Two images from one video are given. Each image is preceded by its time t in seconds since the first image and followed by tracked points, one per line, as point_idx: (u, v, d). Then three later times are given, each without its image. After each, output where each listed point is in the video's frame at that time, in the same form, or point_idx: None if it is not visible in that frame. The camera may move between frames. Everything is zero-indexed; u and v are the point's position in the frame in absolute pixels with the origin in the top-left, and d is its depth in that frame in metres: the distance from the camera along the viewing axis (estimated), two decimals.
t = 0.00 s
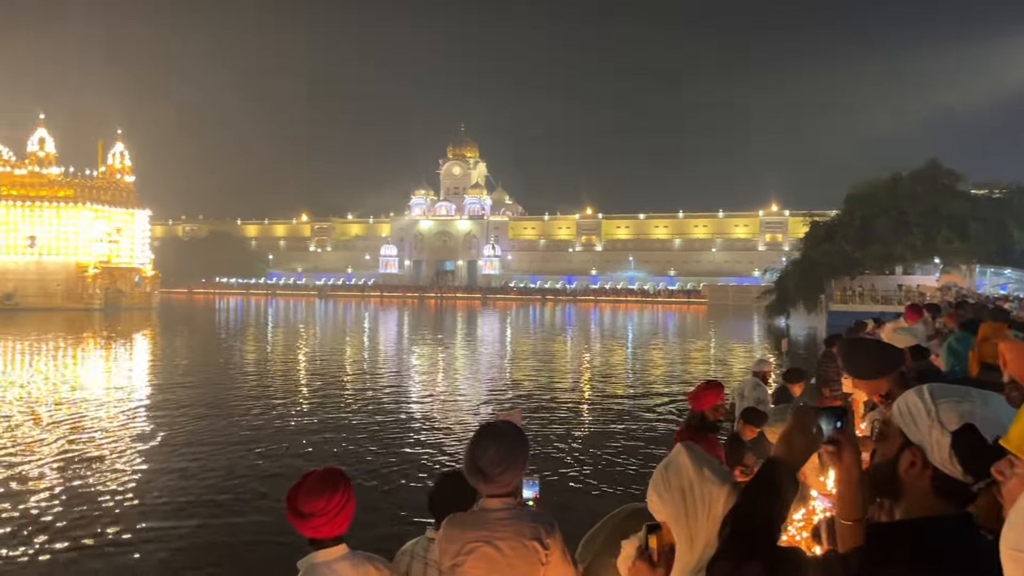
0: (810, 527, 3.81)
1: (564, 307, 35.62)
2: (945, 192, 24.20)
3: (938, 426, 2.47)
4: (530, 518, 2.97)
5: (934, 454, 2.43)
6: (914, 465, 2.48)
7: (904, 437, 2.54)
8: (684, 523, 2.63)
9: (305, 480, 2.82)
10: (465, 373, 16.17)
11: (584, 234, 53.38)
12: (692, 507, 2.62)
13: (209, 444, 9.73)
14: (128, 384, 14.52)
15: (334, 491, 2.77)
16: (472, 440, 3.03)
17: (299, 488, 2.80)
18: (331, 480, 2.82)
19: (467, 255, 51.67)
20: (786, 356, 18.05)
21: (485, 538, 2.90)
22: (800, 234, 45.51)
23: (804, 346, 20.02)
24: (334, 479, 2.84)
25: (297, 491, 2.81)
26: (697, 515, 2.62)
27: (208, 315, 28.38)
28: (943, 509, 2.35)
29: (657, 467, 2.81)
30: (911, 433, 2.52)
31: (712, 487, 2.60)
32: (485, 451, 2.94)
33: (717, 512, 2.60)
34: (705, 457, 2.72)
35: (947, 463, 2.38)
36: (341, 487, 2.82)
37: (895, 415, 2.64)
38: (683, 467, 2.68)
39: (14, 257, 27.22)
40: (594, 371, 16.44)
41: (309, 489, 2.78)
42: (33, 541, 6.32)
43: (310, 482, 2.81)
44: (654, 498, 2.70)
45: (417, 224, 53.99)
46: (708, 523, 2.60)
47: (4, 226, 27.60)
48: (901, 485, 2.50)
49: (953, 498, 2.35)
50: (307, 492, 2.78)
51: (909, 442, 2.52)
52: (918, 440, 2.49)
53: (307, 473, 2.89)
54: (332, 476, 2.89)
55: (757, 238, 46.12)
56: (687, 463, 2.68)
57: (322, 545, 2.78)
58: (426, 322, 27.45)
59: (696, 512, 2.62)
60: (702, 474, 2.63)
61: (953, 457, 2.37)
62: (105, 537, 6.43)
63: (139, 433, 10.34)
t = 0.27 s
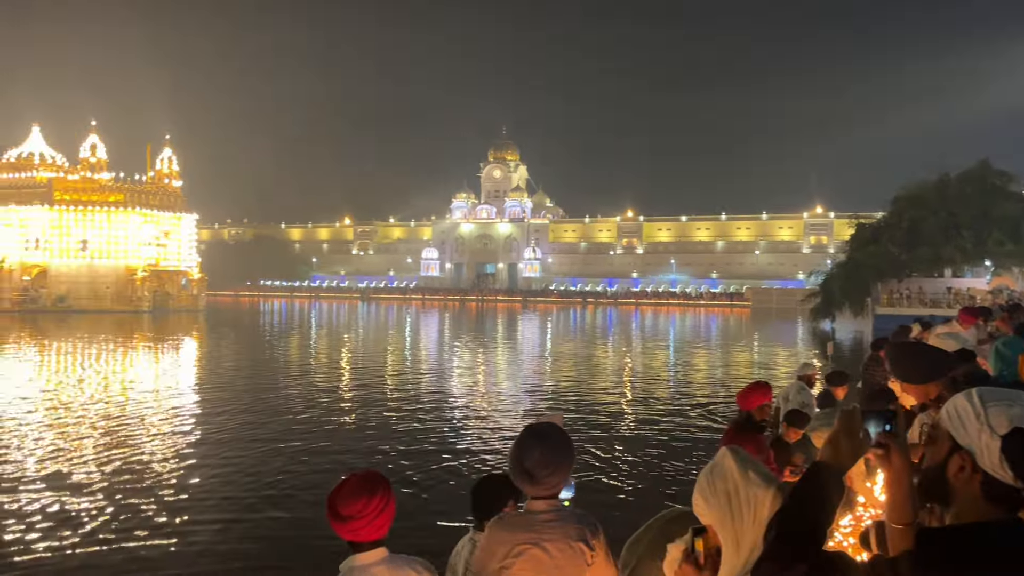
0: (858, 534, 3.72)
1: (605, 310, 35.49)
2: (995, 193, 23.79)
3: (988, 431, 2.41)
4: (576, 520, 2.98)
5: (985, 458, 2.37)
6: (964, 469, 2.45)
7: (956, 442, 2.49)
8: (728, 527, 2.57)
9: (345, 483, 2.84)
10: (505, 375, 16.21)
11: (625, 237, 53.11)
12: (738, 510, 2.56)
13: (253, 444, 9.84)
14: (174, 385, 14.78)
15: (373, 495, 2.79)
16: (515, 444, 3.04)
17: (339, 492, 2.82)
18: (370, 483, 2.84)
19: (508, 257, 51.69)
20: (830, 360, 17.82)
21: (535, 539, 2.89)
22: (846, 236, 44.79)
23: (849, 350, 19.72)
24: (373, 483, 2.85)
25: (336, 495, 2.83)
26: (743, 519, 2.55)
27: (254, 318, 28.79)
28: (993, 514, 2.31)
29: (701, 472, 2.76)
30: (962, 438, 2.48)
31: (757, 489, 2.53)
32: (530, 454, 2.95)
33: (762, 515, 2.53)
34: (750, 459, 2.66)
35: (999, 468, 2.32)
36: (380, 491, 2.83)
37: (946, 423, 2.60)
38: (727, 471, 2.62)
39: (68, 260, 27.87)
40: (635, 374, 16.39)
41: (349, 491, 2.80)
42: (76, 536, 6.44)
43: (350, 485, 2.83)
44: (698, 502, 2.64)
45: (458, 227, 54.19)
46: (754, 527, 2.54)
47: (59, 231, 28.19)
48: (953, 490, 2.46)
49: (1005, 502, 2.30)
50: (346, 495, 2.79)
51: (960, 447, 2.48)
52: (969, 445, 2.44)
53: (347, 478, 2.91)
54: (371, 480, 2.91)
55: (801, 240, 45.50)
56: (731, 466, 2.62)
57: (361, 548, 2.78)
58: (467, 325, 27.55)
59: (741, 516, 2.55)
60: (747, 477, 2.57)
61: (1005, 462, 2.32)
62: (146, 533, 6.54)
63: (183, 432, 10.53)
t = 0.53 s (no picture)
0: (908, 542, 3.63)
1: (648, 314, 35.24)
2: None
3: None
4: (623, 525, 2.97)
5: None
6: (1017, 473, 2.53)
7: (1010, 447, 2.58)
8: (778, 531, 2.67)
9: (396, 485, 2.86)
10: (548, 378, 16.23)
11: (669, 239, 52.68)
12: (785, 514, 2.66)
13: (298, 444, 9.98)
14: (222, 387, 15.04)
15: (424, 498, 2.80)
16: (560, 447, 3.03)
17: (390, 494, 2.83)
18: (422, 487, 2.86)
19: (549, 261, 51.56)
20: (878, 364, 17.53)
21: (582, 544, 2.87)
22: (894, 238, 43.93)
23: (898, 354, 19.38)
24: (423, 485, 2.87)
25: (387, 498, 2.85)
26: (793, 523, 2.64)
27: (297, 321, 29.06)
28: None
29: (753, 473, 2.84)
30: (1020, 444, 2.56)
31: (807, 494, 2.62)
32: (577, 457, 2.94)
33: (812, 519, 2.63)
34: (802, 463, 2.73)
35: None
36: (431, 493, 2.84)
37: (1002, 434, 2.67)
38: (778, 475, 2.71)
39: (118, 265, 28.41)
40: (679, 377, 16.29)
41: (400, 494, 2.82)
42: (128, 532, 6.59)
43: (401, 488, 2.85)
44: (748, 504, 2.74)
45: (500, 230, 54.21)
46: (804, 532, 2.63)
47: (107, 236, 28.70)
48: (1006, 496, 2.52)
49: None
50: (397, 497, 2.81)
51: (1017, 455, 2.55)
52: None
53: (398, 482, 2.93)
54: (422, 483, 2.92)
55: (848, 242, 44.75)
56: (782, 471, 2.70)
57: (411, 550, 2.78)
58: (509, 328, 27.57)
59: (791, 520, 2.64)
60: (797, 481, 2.66)
61: None
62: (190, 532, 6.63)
63: (231, 432, 10.75)
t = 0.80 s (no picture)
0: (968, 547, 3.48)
1: (686, 318, 34.97)
2: None
3: None
4: (664, 527, 2.96)
5: None
6: None
7: None
8: (829, 531, 2.83)
9: (445, 488, 2.87)
10: (586, 382, 16.23)
11: (707, 243, 52.26)
12: (839, 516, 2.81)
13: (338, 445, 10.11)
14: (264, 389, 15.27)
15: (476, 501, 2.81)
16: (601, 450, 3.01)
17: (441, 496, 2.85)
18: (473, 489, 2.86)
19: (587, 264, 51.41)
20: (921, 368, 17.27)
21: (626, 548, 2.87)
22: (940, 241, 43.14)
23: (943, 358, 19.06)
24: (474, 488, 2.87)
25: (438, 500, 2.86)
26: (846, 526, 2.80)
27: (337, 324, 29.36)
28: None
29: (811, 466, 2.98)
30: None
31: (863, 502, 2.76)
32: (619, 460, 2.93)
33: (865, 527, 2.77)
34: (860, 466, 2.86)
35: None
36: (482, 496, 2.85)
37: None
38: (837, 477, 2.84)
39: (162, 268, 28.98)
40: (718, 381, 16.18)
41: (451, 497, 2.82)
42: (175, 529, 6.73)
43: (451, 491, 2.86)
44: (803, 499, 2.90)
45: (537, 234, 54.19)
46: (856, 536, 2.78)
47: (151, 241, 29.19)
48: None
49: None
50: (448, 499, 2.82)
51: None
52: None
53: (448, 482, 2.93)
54: (473, 484, 2.93)
55: (891, 245, 44.04)
56: (841, 473, 2.84)
57: (463, 553, 2.80)
58: (546, 331, 27.56)
59: (843, 522, 2.80)
60: (855, 488, 2.79)
61: None
62: (234, 529, 6.75)
63: (273, 433, 10.92)
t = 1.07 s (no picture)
0: None
1: (728, 322, 34.66)
2: None
3: None
4: (709, 532, 2.95)
5: None
6: None
7: None
8: (893, 540, 2.82)
9: (505, 491, 2.88)
10: (626, 386, 16.19)
11: (749, 246, 51.75)
12: (908, 531, 2.80)
13: (380, 447, 10.23)
14: (306, 392, 15.48)
15: (538, 505, 2.81)
16: (644, 454, 2.99)
17: (501, 498, 2.86)
18: (533, 492, 2.87)
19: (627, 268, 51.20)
20: (969, 373, 16.93)
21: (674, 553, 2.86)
22: (989, 243, 42.24)
23: (992, 362, 18.67)
24: (535, 491, 2.88)
25: (498, 502, 2.87)
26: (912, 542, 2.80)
27: (378, 328, 29.62)
28: None
29: (880, 462, 2.91)
30: None
31: (940, 526, 2.78)
32: (665, 465, 2.90)
33: (933, 548, 2.79)
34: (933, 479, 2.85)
35: None
36: (543, 499, 2.86)
37: None
38: (913, 491, 2.80)
39: (207, 273, 29.52)
40: (760, 385, 16.02)
41: (512, 500, 2.83)
42: (223, 527, 6.86)
43: (512, 493, 2.87)
44: (872, 500, 2.85)
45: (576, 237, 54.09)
46: (921, 551, 2.79)
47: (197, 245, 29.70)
48: None
49: None
50: (509, 502, 2.83)
51: None
52: None
53: (507, 484, 2.94)
54: (533, 487, 2.94)
55: (938, 248, 43.23)
56: (918, 488, 2.80)
57: (523, 556, 2.82)
58: (586, 335, 27.50)
59: (912, 537, 2.80)
60: (935, 510, 2.79)
61: None
62: (280, 528, 6.85)
63: (317, 435, 11.07)
